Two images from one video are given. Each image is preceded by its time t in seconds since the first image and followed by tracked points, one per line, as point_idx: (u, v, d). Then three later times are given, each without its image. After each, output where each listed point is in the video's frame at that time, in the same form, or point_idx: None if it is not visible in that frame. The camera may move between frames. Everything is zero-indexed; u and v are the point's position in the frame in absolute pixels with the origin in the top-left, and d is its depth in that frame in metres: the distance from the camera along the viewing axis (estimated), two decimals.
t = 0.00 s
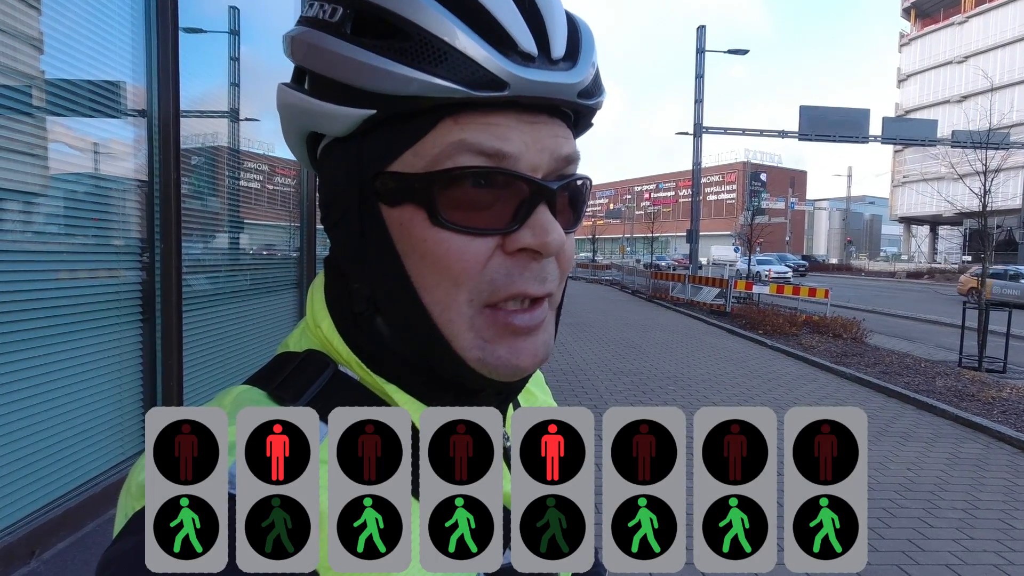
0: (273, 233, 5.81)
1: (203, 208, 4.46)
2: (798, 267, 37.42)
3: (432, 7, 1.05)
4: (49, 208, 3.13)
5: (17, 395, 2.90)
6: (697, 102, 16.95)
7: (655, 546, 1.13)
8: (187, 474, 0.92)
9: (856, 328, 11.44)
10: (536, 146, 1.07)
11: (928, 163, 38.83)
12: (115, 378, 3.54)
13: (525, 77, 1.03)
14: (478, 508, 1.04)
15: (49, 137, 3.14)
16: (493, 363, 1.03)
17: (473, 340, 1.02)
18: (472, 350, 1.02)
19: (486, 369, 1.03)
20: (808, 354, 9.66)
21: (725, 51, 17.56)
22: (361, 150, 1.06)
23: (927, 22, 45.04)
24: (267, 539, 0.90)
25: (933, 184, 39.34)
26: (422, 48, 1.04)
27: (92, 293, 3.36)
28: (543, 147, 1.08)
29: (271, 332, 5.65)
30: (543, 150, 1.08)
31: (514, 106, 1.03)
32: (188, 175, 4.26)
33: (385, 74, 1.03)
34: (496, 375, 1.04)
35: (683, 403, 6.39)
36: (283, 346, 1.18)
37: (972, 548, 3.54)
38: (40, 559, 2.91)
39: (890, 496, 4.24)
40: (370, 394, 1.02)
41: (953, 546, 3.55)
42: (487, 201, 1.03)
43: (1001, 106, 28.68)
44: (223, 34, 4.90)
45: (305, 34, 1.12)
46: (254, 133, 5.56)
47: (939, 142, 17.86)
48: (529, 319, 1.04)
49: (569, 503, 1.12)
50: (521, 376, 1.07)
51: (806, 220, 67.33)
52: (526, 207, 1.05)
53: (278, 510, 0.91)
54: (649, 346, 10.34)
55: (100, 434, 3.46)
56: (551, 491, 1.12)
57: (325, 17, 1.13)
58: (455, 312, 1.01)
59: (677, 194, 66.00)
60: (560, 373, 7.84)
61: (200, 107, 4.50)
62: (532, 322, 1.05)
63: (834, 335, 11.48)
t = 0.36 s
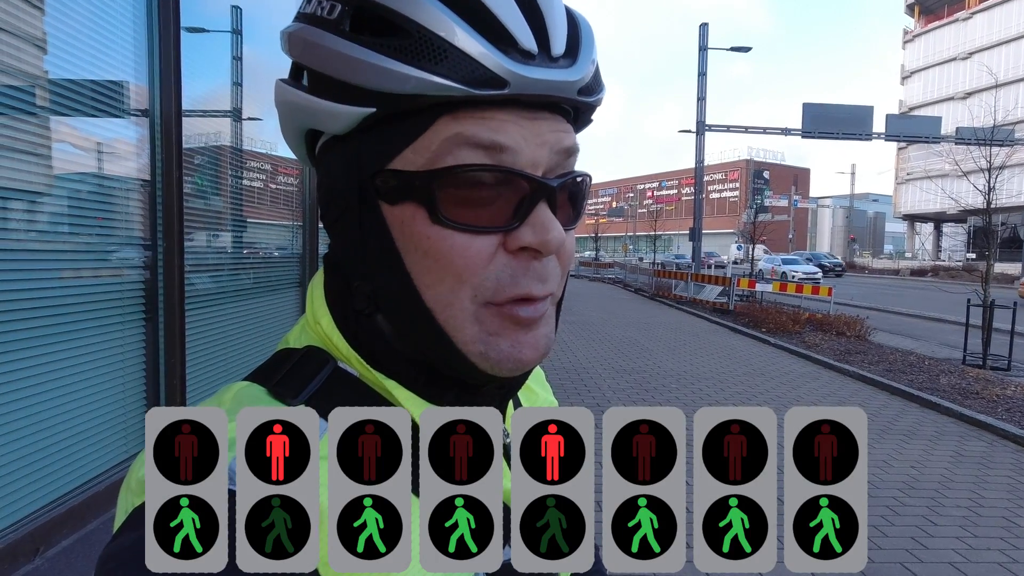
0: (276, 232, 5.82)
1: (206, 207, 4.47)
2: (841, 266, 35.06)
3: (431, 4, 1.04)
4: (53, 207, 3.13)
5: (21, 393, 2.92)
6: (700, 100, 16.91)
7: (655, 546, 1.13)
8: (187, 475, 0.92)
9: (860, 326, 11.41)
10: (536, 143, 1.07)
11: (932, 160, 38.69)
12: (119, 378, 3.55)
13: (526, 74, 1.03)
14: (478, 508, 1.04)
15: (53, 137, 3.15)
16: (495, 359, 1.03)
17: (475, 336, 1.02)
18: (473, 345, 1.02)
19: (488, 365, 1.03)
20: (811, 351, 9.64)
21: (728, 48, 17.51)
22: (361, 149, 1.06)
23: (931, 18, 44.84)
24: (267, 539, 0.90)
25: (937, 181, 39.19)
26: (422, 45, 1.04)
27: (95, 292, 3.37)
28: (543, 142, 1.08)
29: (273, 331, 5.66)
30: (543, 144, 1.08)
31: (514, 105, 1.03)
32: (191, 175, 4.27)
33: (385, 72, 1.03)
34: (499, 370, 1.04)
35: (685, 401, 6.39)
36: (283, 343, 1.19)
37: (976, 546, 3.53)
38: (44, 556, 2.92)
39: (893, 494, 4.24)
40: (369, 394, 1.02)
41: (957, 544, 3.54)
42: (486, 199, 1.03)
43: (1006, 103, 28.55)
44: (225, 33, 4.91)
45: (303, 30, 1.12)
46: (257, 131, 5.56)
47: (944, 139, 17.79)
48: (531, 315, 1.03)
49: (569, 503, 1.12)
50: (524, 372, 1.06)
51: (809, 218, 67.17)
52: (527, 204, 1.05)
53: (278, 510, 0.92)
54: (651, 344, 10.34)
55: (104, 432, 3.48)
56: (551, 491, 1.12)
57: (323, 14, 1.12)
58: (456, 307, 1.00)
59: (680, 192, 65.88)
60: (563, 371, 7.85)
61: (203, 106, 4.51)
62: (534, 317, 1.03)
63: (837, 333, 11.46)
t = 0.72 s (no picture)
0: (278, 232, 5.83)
1: (208, 207, 4.47)
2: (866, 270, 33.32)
3: (416, 5, 1.04)
4: (56, 208, 3.14)
5: (25, 394, 2.93)
6: (701, 98, 16.89)
7: (655, 546, 1.13)
8: (187, 474, 0.92)
9: (862, 323, 11.39)
10: (529, 138, 1.06)
11: (935, 157, 38.59)
12: (123, 378, 3.57)
13: (513, 71, 1.02)
14: (478, 508, 1.04)
15: (55, 138, 3.15)
16: (493, 357, 1.03)
17: (471, 335, 1.02)
18: (470, 344, 1.02)
19: (486, 363, 1.03)
20: (814, 349, 9.64)
21: (729, 46, 17.49)
22: (355, 150, 1.07)
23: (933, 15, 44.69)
24: (267, 538, 0.91)
25: (940, 178, 39.10)
26: (409, 47, 1.04)
27: (98, 293, 3.38)
28: (536, 136, 1.07)
29: (276, 330, 5.67)
30: (536, 138, 1.07)
31: (504, 101, 1.03)
32: (194, 175, 4.28)
33: (373, 75, 1.03)
34: (497, 368, 1.04)
35: (688, 399, 6.39)
36: (287, 342, 1.19)
37: (979, 544, 3.53)
38: (49, 556, 2.93)
39: (896, 492, 4.23)
40: (370, 395, 1.03)
41: (959, 542, 3.54)
42: (479, 196, 1.02)
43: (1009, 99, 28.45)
44: (226, 33, 4.91)
45: (291, 36, 1.13)
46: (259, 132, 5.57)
47: (946, 136, 17.73)
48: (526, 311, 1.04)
49: (569, 503, 1.12)
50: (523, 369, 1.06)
51: (811, 216, 67.03)
52: (521, 199, 1.04)
53: (278, 509, 0.92)
54: (653, 343, 10.34)
55: (108, 432, 3.49)
56: (551, 491, 1.12)
57: (311, 19, 1.13)
58: (450, 307, 1.01)
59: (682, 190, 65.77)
60: (565, 370, 7.84)
61: (204, 107, 4.51)
62: (530, 313, 1.04)
63: (840, 331, 11.45)
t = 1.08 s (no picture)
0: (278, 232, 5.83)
1: (208, 208, 4.48)
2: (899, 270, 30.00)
3: None
4: (56, 209, 3.14)
5: (25, 394, 2.93)
6: (700, 96, 16.88)
7: (655, 546, 1.13)
8: (187, 474, 0.92)
9: (862, 321, 11.39)
10: (535, 134, 1.07)
11: (935, 155, 38.55)
12: (122, 378, 3.57)
13: (523, 66, 1.03)
14: (477, 508, 1.04)
15: (55, 138, 3.15)
16: (503, 352, 1.03)
17: (481, 331, 1.02)
18: (479, 340, 1.02)
19: (496, 359, 1.03)
20: (814, 347, 9.64)
21: (728, 44, 17.48)
22: (361, 147, 1.06)
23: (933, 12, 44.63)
24: (267, 539, 0.90)
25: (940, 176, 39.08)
26: (420, 42, 1.04)
27: (98, 293, 3.38)
28: (541, 132, 1.07)
29: (276, 330, 5.67)
30: (541, 134, 1.07)
31: (511, 97, 1.03)
32: (193, 174, 4.28)
33: (383, 69, 1.02)
34: (506, 364, 1.04)
35: (688, 398, 6.39)
36: (288, 342, 1.19)
37: (980, 541, 3.53)
38: (49, 556, 2.93)
39: (896, 489, 4.23)
40: (371, 395, 1.03)
41: (960, 539, 3.54)
42: (488, 191, 1.02)
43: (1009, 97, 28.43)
44: (226, 33, 4.91)
45: (296, 33, 1.12)
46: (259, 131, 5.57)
47: (947, 133, 17.69)
48: (535, 306, 1.04)
49: (569, 503, 1.12)
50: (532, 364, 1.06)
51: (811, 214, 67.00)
52: (529, 194, 1.05)
53: (278, 510, 0.92)
54: (653, 341, 10.34)
55: (107, 432, 3.49)
56: (551, 491, 1.12)
57: (318, 15, 1.12)
58: (460, 303, 1.00)
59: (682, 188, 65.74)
60: (565, 369, 7.85)
61: (204, 106, 4.50)
62: (538, 308, 1.04)
63: (840, 328, 11.45)
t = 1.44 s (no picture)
0: (277, 232, 5.82)
1: (207, 208, 4.48)
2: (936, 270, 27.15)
3: None
4: (55, 210, 3.14)
5: (26, 394, 2.93)
6: (700, 95, 16.88)
7: (655, 546, 1.13)
8: (188, 474, 0.92)
9: (862, 319, 11.40)
10: (549, 131, 1.08)
11: (935, 153, 38.53)
12: (122, 378, 3.57)
13: (550, 66, 1.06)
14: (478, 508, 1.04)
15: (54, 139, 3.15)
16: (526, 343, 1.02)
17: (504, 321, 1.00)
18: (505, 332, 1.01)
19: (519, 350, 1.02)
20: (814, 346, 9.65)
21: (728, 43, 17.48)
22: (380, 144, 1.03)
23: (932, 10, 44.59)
24: (267, 539, 0.90)
25: (939, 174, 39.08)
26: (455, 39, 1.02)
27: (98, 294, 3.38)
28: (553, 131, 1.09)
29: (276, 330, 5.67)
30: (553, 132, 1.09)
31: (532, 96, 1.05)
32: (192, 175, 4.27)
33: (421, 63, 0.99)
34: (530, 355, 1.03)
35: (688, 397, 6.40)
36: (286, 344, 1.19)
37: (980, 539, 3.53)
38: (49, 557, 2.93)
39: (896, 488, 4.24)
40: (369, 395, 1.03)
41: (960, 537, 3.54)
42: (510, 184, 1.03)
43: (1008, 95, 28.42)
44: (225, 33, 4.90)
45: (313, 27, 1.06)
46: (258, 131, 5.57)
47: (946, 131, 17.67)
48: (554, 295, 1.04)
49: (569, 503, 1.12)
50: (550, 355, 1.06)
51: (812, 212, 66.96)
52: (547, 187, 1.06)
53: (278, 509, 0.92)
54: (653, 340, 10.35)
55: (107, 433, 3.49)
56: (551, 491, 1.12)
57: (339, 9, 1.06)
58: (488, 294, 0.99)
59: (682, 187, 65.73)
60: (565, 368, 7.86)
61: (203, 106, 4.50)
62: (556, 298, 1.05)
63: (840, 327, 11.45)
